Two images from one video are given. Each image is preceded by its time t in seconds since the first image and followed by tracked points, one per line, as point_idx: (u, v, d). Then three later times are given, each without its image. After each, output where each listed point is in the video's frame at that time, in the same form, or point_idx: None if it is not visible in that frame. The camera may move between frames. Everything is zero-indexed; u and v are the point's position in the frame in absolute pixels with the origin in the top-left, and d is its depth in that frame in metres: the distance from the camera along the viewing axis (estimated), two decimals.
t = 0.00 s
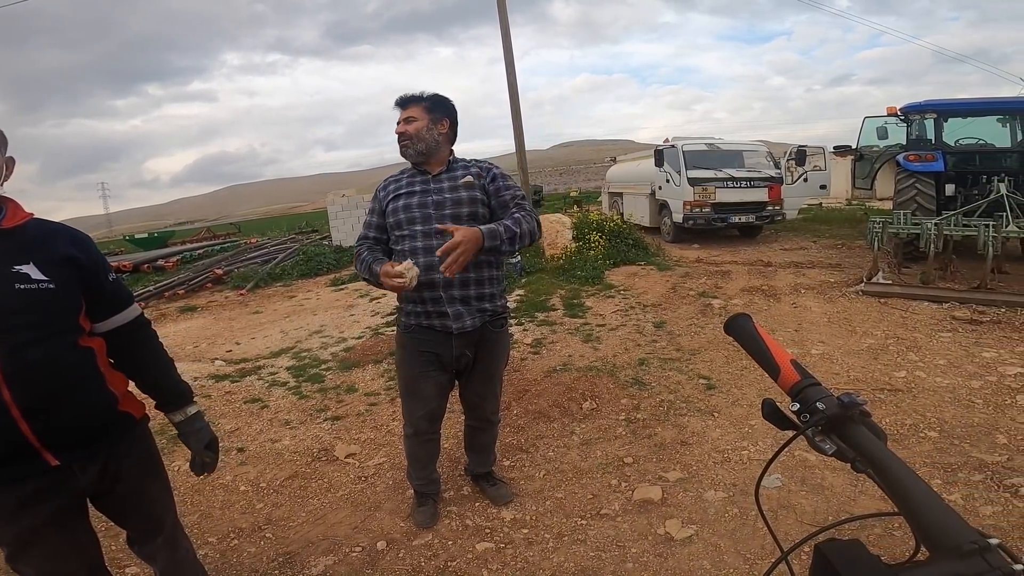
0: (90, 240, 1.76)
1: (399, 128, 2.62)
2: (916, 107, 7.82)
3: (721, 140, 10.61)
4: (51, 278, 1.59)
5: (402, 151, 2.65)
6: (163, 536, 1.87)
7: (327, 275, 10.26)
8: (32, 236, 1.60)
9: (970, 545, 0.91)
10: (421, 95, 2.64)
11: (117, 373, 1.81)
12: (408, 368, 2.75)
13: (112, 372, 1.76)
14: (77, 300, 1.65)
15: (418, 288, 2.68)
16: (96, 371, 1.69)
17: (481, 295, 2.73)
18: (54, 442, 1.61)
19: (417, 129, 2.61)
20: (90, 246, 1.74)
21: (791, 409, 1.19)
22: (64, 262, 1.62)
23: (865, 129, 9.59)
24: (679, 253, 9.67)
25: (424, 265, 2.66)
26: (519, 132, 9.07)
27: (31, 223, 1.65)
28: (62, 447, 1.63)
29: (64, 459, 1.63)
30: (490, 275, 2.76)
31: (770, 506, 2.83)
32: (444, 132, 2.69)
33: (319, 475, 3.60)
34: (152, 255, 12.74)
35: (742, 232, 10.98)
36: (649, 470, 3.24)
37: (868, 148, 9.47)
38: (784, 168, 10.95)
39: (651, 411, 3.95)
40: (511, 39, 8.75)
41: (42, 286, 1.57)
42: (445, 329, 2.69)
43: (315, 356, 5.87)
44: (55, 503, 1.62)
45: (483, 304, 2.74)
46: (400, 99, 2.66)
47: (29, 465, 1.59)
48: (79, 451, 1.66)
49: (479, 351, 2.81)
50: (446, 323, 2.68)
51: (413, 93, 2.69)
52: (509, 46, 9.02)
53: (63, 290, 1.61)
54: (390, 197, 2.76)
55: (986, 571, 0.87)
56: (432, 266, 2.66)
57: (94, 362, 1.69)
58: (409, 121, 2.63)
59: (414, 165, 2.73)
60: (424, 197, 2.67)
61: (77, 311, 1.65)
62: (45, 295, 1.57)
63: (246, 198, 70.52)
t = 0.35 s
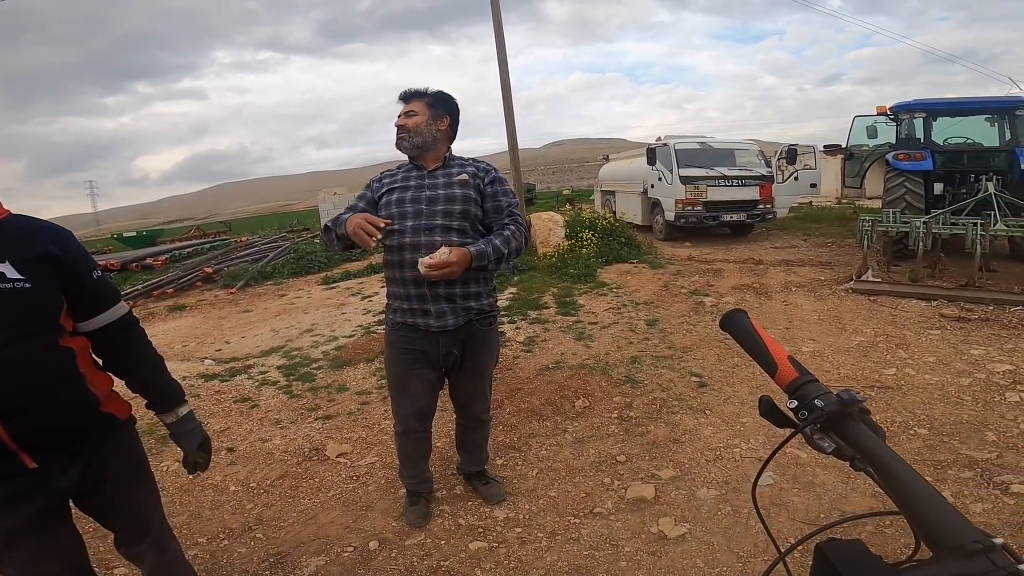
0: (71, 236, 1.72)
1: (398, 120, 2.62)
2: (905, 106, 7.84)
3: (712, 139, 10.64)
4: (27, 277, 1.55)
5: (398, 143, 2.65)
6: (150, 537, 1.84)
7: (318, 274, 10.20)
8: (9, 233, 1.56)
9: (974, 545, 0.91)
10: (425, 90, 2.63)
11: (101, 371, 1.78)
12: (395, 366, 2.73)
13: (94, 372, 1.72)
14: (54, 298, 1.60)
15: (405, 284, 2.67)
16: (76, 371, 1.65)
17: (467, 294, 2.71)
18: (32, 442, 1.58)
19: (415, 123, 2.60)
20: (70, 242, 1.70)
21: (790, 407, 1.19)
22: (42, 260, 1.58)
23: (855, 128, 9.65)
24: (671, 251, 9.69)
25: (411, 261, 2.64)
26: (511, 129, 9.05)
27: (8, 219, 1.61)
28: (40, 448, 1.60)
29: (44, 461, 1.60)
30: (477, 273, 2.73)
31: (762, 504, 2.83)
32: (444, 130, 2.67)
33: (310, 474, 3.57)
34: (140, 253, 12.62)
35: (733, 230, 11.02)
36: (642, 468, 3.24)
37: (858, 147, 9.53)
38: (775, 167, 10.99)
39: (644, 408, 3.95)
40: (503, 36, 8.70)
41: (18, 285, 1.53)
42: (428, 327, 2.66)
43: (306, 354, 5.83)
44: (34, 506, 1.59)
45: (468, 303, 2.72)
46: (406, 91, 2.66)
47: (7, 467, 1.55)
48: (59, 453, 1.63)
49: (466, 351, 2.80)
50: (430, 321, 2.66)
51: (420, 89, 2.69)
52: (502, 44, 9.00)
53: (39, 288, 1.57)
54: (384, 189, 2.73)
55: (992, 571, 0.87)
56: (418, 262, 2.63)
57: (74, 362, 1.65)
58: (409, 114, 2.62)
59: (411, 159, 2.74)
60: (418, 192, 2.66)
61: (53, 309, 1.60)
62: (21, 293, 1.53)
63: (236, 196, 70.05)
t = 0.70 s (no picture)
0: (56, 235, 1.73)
1: (394, 117, 2.61)
2: (896, 106, 7.82)
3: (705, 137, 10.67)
4: (15, 274, 1.55)
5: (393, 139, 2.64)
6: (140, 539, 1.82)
7: (310, 272, 10.15)
8: None
9: (969, 544, 0.91)
10: (422, 87, 2.62)
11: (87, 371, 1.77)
12: (389, 363, 2.71)
13: (81, 371, 1.72)
14: (41, 297, 1.61)
15: (400, 280, 2.65)
16: (63, 370, 1.65)
17: (462, 290, 2.70)
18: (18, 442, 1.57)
19: (410, 120, 2.60)
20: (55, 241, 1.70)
21: (784, 406, 1.20)
22: (28, 258, 1.59)
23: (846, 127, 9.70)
24: (663, 249, 9.71)
25: (406, 257, 2.62)
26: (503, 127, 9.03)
27: None
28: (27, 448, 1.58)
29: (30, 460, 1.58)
30: (472, 271, 2.72)
31: (754, 501, 2.84)
32: (439, 127, 2.67)
33: (303, 474, 3.55)
34: (129, 251, 12.51)
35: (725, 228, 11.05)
36: (635, 466, 3.25)
37: (849, 146, 9.58)
38: (767, 165, 11.04)
39: (637, 406, 3.96)
40: (496, 32, 8.66)
41: (5, 282, 1.53)
42: (422, 323, 2.65)
43: (298, 353, 5.81)
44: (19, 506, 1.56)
45: (463, 300, 2.71)
46: (403, 87, 2.65)
47: None
48: (46, 453, 1.63)
49: (460, 348, 2.79)
50: (425, 317, 2.65)
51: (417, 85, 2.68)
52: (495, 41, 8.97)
53: (26, 286, 1.57)
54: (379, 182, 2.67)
55: (986, 571, 0.87)
56: (414, 258, 2.62)
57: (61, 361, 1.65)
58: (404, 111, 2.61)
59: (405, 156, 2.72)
60: (415, 188, 2.64)
61: (40, 308, 1.60)
62: (7, 291, 1.53)
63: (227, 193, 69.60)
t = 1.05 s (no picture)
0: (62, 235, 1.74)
1: (392, 116, 2.62)
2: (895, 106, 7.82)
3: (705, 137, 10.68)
4: (21, 276, 1.57)
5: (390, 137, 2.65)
6: (145, 534, 1.86)
7: (311, 271, 10.17)
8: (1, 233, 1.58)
9: (953, 543, 0.92)
10: (421, 86, 2.63)
11: (93, 370, 1.80)
12: (387, 364, 2.72)
13: (86, 370, 1.75)
14: (46, 298, 1.62)
15: (396, 281, 2.65)
16: (68, 370, 1.68)
17: (458, 291, 2.72)
18: (25, 440, 1.59)
19: (408, 120, 2.61)
20: (60, 242, 1.71)
21: (777, 406, 1.20)
22: (34, 260, 1.60)
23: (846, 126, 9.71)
24: (663, 249, 9.72)
25: (403, 258, 2.62)
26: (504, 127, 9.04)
27: None
28: (33, 447, 1.61)
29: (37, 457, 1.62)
30: (468, 272, 2.75)
31: (753, 500, 2.86)
32: (437, 127, 2.69)
33: (304, 472, 3.57)
34: (130, 250, 12.52)
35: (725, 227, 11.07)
36: (635, 465, 3.27)
37: (849, 145, 9.59)
38: (767, 165, 11.05)
39: (637, 405, 3.97)
40: (497, 31, 8.66)
41: (10, 282, 1.55)
42: (419, 325, 2.66)
43: (299, 352, 5.82)
44: (25, 504, 1.59)
45: (459, 300, 2.73)
46: (401, 86, 2.65)
47: None
48: (51, 451, 1.65)
49: (456, 350, 2.81)
50: (422, 318, 2.66)
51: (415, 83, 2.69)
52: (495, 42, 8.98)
53: (30, 287, 1.59)
54: (375, 180, 2.65)
55: (968, 569, 0.88)
56: (412, 260, 2.62)
57: (66, 360, 1.67)
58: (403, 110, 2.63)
59: (402, 154, 2.73)
60: (413, 188, 2.63)
61: (44, 309, 1.62)
62: (11, 292, 1.55)
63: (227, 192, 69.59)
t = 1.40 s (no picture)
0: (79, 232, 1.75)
1: (403, 116, 2.60)
2: (921, 105, 7.66)
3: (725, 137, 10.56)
4: (39, 271, 1.58)
5: (401, 136, 2.63)
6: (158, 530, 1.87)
7: (328, 270, 10.24)
8: (19, 229, 1.59)
9: (962, 552, 0.91)
10: (429, 85, 2.63)
11: (109, 366, 1.80)
12: (394, 365, 2.72)
13: (104, 366, 1.76)
14: (65, 294, 1.63)
15: (400, 282, 2.64)
16: (85, 365, 1.69)
17: (463, 292, 2.71)
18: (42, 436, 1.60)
19: (420, 119, 2.60)
20: (77, 238, 1.72)
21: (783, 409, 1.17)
22: (52, 255, 1.62)
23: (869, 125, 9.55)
24: (681, 250, 9.62)
25: (407, 259, 2.61)
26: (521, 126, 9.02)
27: (20, 218, 1.64)
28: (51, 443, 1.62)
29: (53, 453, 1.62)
30: (473, 272, 2.74)
31: (768, 505, 2.81)
32: (445, 127, 2.70)
33: (317, 470, 3.59)
34: (153, 248, 12.72)
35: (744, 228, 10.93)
36: (648, 467, 3.23)
37: (873, 145, 9.42)
38: (788, 165, 10.89)
39: (651, 407, 3.93)
40: (513, 30, 8.64)
41: (29, 278, 1.56)
42: (423, 326, 2.65)
43: (314, 350, 5.86)
44: (41, 499, 1.60)
45: (464, 301, 2.72)
46: (409, 84, 2.62)
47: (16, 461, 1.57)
48: (67, 446, 1.66)
49: (462, 351, 2.80)
50: (427, 319, 2.65)
51: (422, 82, 2.67)
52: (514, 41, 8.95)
53: (49, 283, 1.60)
54: (378, 181, 2.64)
55: None
56: (416, 260, 2.61)
57: (82, 355, 1.68)
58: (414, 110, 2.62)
59: (407, 154, 2.72)
60: (418, 188, 2.62)
61: (63, 305, 1.63)
62: (30, 287, 1.56)
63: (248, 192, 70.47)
